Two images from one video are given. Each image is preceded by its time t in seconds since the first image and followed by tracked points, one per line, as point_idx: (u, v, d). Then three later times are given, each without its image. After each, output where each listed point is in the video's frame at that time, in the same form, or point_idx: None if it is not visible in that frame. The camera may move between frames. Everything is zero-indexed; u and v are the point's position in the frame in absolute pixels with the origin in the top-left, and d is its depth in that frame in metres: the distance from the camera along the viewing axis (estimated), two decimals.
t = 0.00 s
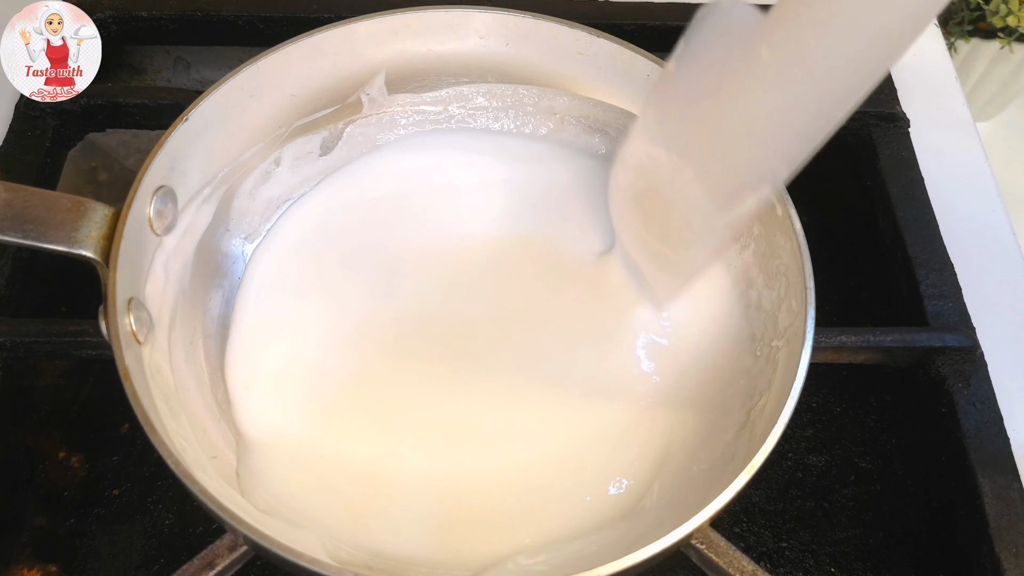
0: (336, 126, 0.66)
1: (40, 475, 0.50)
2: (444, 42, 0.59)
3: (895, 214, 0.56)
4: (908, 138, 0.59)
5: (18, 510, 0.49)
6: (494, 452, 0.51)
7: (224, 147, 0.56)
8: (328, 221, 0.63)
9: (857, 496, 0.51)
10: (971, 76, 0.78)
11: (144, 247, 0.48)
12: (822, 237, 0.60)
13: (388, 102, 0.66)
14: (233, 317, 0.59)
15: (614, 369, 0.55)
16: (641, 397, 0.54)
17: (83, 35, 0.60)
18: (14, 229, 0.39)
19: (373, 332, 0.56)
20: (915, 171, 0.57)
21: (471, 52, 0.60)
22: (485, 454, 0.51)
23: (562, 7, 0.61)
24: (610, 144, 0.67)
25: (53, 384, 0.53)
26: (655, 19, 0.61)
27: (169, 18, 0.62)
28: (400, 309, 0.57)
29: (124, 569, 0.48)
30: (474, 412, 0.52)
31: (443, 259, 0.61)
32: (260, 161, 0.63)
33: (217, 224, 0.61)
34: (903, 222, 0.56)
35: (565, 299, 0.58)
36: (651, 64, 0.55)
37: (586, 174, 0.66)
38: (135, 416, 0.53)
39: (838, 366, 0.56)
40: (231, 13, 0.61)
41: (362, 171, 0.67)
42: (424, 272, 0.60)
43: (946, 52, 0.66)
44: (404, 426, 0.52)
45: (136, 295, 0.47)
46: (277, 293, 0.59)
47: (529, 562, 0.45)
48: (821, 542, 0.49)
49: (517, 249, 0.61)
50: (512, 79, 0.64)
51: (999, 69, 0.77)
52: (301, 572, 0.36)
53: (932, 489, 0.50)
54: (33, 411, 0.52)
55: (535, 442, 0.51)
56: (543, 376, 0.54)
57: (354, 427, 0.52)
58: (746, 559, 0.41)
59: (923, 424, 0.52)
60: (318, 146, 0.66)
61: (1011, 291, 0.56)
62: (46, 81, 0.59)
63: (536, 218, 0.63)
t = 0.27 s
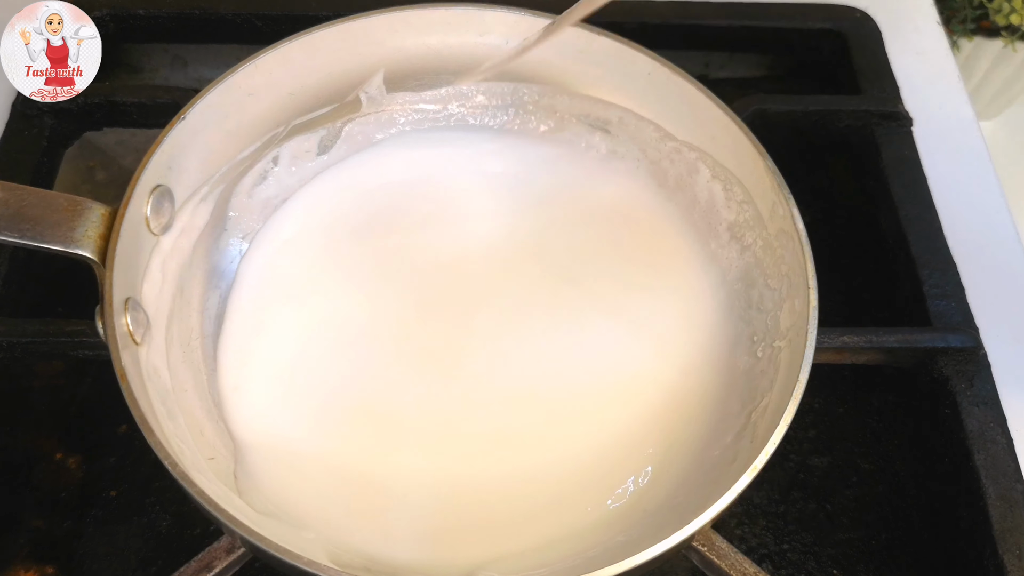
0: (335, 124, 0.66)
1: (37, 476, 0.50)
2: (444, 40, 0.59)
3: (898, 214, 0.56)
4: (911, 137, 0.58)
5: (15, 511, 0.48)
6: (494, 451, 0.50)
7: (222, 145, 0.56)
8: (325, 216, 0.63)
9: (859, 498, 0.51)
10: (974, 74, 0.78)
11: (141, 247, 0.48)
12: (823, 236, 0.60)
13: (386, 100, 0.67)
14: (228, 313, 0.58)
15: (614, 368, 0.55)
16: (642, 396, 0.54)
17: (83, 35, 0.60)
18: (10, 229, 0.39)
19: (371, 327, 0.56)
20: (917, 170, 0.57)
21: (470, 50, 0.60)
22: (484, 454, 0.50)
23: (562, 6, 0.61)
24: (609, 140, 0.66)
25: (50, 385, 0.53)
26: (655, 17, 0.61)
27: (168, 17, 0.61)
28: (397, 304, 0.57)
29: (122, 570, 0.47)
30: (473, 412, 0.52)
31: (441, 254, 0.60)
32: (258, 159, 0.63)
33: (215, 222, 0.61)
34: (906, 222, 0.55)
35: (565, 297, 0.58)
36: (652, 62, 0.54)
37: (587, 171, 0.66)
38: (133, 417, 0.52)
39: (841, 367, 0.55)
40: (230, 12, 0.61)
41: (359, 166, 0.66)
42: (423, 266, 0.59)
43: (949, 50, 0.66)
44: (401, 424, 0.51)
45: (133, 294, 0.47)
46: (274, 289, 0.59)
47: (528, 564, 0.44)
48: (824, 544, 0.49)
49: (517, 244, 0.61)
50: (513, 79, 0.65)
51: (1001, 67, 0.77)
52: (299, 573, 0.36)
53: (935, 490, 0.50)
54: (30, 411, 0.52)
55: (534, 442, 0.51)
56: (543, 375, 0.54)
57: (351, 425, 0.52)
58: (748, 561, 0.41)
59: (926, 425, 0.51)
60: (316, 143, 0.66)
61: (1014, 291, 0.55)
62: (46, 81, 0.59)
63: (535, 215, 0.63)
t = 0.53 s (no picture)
0: (338, 125, 0.66)
1: (41, 474, 0.50)
2: (444, 43, 0.59)
3: (894, 215, 0.56)
4: (907, 139, 0.59)
5: (20, 510, 0.49)
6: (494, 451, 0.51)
7: (225, 147, 0.56)
8: (326, 216, 0.64)
9: (856, 495, 0.51)
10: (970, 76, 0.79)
11: (145, 248, 0.48)
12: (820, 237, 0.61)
13: (388, 102, 0.67)
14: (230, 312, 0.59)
15: (613, 368, 0.55)
16: (641, 396, 0.54)
17: (83, 35, 0.61)
18: (17, 230, 0.40)
19: (373, 327, 0.56)
20: (913, 172, 0.58)
21: (471, 53, 0.61)
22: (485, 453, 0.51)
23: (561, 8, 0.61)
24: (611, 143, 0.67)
25: (54, 384, 0.53)
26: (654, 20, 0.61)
27: (170, 19, 0.62)
28: (399, 306, 0.57)
29: (126, 568, 0.48)
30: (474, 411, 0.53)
31: (442, 255, 0.60)
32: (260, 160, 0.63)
33: (218, 222, 0.61)
34: (902, 223, 0.56)
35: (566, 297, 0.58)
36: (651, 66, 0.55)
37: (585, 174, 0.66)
38: (136, 416, 0.53)
39: (838, 366, 0.56)
40: (232, 14, 0.62)
41: (362, 168, 0.67)
42: (424, 267, 0.60)
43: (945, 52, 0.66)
44: (402, 423, 0.52)
45: (138, 294, 0.47)
46: (276, 288, 0.60)
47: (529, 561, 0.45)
48: (820, 541, 0.50)
49: (518, 245, 0.61)
50: (513, 82, 0.66)
51: (997, 68, 0.77)
52: (302, 570, 0.37)
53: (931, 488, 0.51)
54: (34, 410, 0.52)
55: (535, 442, 0.52)
56: (544, 375, 0.54)
57: (351, 424, 0.52)
58: (745, 558, 0.41)
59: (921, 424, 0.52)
60: (318, 144, 0.66)
61: (1009, 291, 0.56)
62: (46, 81, 0.59)
63: (535, 216, 0.63)
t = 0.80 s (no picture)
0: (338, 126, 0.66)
1: (41, 474, 0.50)
2: (444, 43, 0.59)
3: (893, 215, 0.56)
4: (907, 139, 0.59)
5: (21, 509, 0.49)
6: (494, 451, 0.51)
7: (225, 147, 0.56)
8: (326, 216, 0.64)
9: (855, 495, 0.51)
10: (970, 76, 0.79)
11: (146, 248, 0.48)
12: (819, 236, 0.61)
13: (388, 102, 0.66)
14: (231, 312, 0.59)
15: (613, 368, 0.55)
16: (642, 396, 0.54)
17: (83, 35, 0.61)
18: (17, 230, 0.40)
19: (372, 327, 0.56)
20: (913, 172, 0.58)
21: (470, 53, 0.61)
22: (485, 454, 0.51)
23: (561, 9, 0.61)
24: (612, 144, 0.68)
25: (55, 384, 0.53)
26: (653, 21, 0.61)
27: (170, 19, 0.62)
28: (399, 305, 0.57)
29: (126, 567, 0.48)
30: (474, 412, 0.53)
31: (442, 255, 0.61)
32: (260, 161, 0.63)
33: (219, 222, 0.61)
34: (901, 223, 0.56)
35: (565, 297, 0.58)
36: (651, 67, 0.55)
37: (585, 176, 0.67)
38: (137, 416, 0.53)
39: (837, 366, 0.56)
40: (233, 15, 0.62)
41: (362, 169, 0.67)
42: (423, 267, 0.60)
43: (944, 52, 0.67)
44: (401, 423, 0.52)
45: (138, 295, 0.47)
46: (276, 288, 0.60)
47: (530, 561, 0.45)
48: (820, 541, 0.50)
49: (518, 245, 0.61)
50: (513, 83, 0.65)
51: (997, 69, 0.77)
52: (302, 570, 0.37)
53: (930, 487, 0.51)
54: (34, 410, 0.52)
55: (535, 442, 0.52)
56: (544, 375, 0.54)
57: (351, 424, 0.52)
58: (745, 558, 0.42)
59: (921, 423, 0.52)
60: (319, 144, 0.66)
61: (1009, 291, 0.56)
62: (46, 81, 0.59)
63: (534, 216, 0.63)
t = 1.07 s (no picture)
0: (338, 127, 0.67)
1: (42, 474, 0.50)
2: (444, 44, 0.59)
3: (893, 215, 0.56)
4: (906, 139, 0.59)
5: (21, 509, 0.49)
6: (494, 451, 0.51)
7: (225, 147, 0.56)
8: (326, 216, 0.64)
9: (855, 495, 0.51)
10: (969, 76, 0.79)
11: (146, 248, 0.48)
12: (819, 237, 0.61)
13: (389, 103, 0.67)
14: (230, 312, 0.59)
15: (613, 368, 0.55)
16: (641, 396, 0.54)
17: (83, 35, 0.61)
18: (16, 230, 0.40)
19: (372, 326, 0.56)
20: (913, 173, 0.58)
21: (470, 53, 0.61)
22: (485, 453, 0.51)
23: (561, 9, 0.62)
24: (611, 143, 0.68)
25: (55, 384, 0.53)
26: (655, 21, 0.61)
27: (170, 20, 0.62)
28: (398, 304, 0.57)
29: (127, 567, 0.48)
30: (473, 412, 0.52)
31: (442, 254, 0.61)
32: (260, 161, 0.63)
33: (218, 222, 0.61)
34: (901, 223, 0.56)
35: (566, 299, 0.58)
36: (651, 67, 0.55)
37: (585, 175, 0.67)
38: (137, 416, 0.53)
39: (837, 366, 0.56)
40: (233, 15, 0.62)
41: (362, 169, 0.67)
42: (423, 266, 0.60)
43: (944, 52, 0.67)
44: (401, 422, 0.52)
45: (138, 294, 0.47)
46: (275, 288, 0.60)
47: (530, 562, 0.45)
48: (820, 540, 0.50)
49: (518, 244, 0.61)
50: (513, 82, 0.65)
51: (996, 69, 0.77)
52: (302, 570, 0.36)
53: (929, 487, 0.51)
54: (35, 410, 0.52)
55: (534, 441, 0.52)
56: (543, 375, 0.54)
57: (351, 423, 0.52)
58: (744, 557, 0.42)
59: (920, 423, 0.52)
60: (318, 145, 0.67)
61: (1008, 291, 0.56)
62: (46, 81, 0.59)
63: (534, 216, 0.63)
